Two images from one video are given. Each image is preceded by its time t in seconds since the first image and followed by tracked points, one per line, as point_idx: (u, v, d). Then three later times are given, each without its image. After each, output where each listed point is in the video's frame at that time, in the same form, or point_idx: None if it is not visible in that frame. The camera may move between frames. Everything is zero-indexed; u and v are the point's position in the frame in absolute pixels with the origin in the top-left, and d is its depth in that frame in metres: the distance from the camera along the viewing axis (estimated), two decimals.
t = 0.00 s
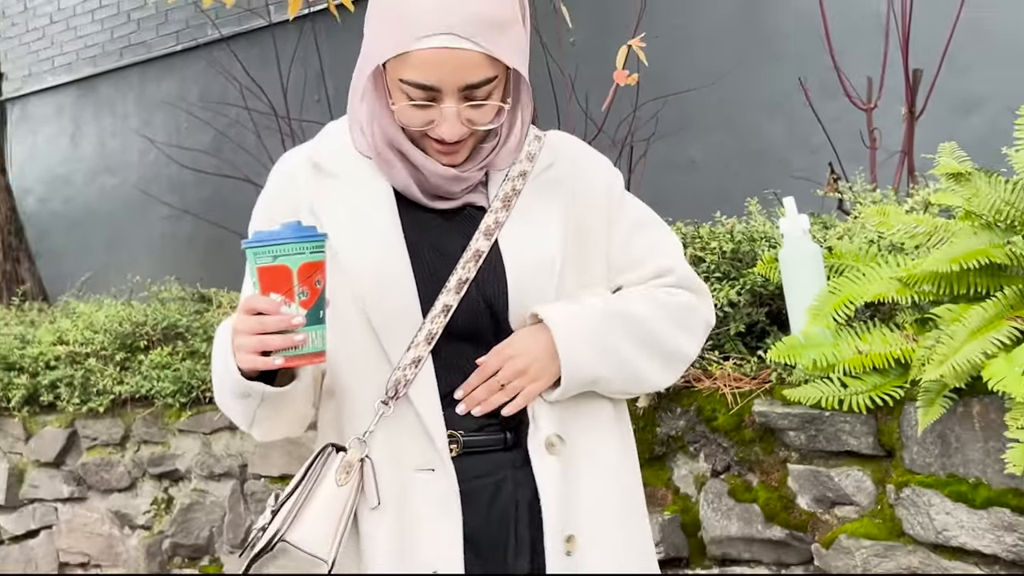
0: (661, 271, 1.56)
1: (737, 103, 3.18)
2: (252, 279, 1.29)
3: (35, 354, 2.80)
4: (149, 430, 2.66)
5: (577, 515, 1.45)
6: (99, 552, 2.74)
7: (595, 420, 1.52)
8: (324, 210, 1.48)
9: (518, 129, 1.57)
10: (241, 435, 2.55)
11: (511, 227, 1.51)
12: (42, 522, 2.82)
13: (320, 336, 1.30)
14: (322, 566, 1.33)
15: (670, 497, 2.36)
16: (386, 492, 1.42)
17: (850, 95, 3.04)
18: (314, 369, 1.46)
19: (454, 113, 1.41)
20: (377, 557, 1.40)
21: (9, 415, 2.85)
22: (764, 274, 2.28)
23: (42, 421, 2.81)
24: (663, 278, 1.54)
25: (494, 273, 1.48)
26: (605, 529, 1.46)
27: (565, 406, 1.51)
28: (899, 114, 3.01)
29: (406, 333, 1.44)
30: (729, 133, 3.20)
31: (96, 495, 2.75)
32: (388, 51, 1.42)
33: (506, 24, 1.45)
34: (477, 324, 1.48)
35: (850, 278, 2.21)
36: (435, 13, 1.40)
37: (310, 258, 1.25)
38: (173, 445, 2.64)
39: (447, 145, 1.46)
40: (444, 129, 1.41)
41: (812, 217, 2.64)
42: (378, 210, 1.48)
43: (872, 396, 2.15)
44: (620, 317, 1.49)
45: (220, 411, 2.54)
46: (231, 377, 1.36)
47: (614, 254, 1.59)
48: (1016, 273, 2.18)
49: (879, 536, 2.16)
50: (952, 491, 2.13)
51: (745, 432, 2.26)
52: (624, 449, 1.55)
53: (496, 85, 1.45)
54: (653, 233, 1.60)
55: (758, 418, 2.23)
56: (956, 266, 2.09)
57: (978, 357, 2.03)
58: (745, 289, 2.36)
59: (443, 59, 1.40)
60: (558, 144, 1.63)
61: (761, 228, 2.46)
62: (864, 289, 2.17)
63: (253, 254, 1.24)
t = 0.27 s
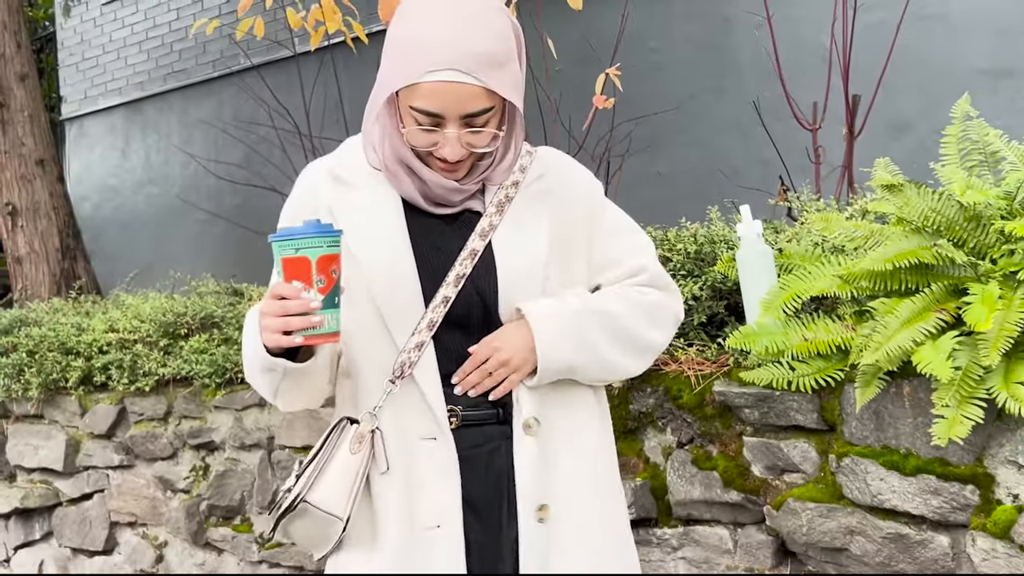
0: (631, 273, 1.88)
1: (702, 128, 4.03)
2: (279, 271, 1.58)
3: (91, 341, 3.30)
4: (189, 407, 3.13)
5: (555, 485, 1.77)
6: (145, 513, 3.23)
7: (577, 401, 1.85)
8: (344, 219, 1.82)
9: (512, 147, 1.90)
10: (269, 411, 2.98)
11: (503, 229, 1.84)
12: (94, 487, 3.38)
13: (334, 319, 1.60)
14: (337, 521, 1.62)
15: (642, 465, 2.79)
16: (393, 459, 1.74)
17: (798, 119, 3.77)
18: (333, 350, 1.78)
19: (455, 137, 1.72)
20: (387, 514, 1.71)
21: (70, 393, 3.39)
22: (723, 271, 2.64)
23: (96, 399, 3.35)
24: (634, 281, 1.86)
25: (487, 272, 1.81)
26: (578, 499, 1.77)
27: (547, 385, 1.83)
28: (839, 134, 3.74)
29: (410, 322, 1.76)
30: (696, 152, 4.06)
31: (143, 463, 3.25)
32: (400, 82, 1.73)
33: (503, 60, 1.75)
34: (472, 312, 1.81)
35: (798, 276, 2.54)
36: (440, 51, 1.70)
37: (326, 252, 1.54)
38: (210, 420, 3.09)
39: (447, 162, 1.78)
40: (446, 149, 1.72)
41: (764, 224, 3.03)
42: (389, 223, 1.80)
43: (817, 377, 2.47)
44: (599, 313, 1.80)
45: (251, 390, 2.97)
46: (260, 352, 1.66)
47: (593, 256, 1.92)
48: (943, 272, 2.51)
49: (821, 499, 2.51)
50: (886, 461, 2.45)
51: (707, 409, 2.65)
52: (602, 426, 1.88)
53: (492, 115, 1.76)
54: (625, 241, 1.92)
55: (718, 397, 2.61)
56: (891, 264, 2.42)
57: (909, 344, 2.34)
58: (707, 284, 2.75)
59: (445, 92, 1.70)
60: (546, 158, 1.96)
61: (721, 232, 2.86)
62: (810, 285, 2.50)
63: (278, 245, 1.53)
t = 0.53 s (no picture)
0: (617, 270, 1.84)
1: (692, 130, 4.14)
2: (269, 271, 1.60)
3: (89, 334, 3.35)
4: (185, 399, 3.17)
5: (539, 483, 1.74)
6: (142, 503, 3.28)
7: (559, 397, 1.82)
8: (336, 217, 1.81)
9: (501, 149, 1.90)
10: (263, 403, 3.03)
11: (493, 227, 1.83)
12: (93, 477, 3.43)
13: (324, 319, 1.62)
14: (330, 513, 1.68)
15: (630, 456, 2.86)
16: (383, 453, 1.74)
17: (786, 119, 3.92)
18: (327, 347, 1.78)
19: (445, 138, 1.71)
20: (376, 508, 1.72)
21: (68, 385, 3.44)
22: (710, 267, 2.71)
23: (94, 391, 3.40)
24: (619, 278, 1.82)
25: (477, 270, 1.80)
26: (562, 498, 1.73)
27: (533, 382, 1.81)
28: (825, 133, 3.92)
29: (401, 318, 1.75)
30: (685, 151, 4.27)
31: (140, 454, 3.29)
32: (390, 83, 1.72)
33: (491, 61, 1.73)
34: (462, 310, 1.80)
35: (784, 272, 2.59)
36: (428, 52, 1.68)
37: (317, 254, 1.56)
38: (206, 412, 3.14)
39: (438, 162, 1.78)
40: (435, 151, 1.71)
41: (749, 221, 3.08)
42: (380, 220, 1.80)
43: (802, 371, 2.53)
44: (582, 314, 1.76)
45: (247, 382, 3.02)
46: (254, 350, 1.69)
47: (582, 253, 1.90)
48: (926, 267, 2.55)
49: (806, 490, 2.58)
50: (869, 453, 2.50)
51: (694, 402, 2.73)
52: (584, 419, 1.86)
53: (482, 116, 1.75)
54: (614, 237, 1.88)
55: (705, 390, 2.69)
56: (877, 260, 2.47)
57: (892, 338, 2.38)
58: (694, 279, 2.81)
59: (433, 92, 1.68)
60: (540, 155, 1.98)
61: (709, 228, 2.92)
62: (796, 280, 2.54)
63: (268, 247, 1.55)
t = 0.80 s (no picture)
0: (607, 260, 1.87)
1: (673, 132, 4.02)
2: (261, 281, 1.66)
3: (88, 326, 3.42)
4: (182, 390, 3.24)
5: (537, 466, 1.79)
6: (140, 491, 3.36)
7: (553, 382, 1.86)
8: (329, 219, 1.86)
9: (487, 155, 1.93)
10: (259, 394, 3.10)
11: (482, 226, 1.86)
12: (92, 466, 3.50)
13: (314, 326, 1.69)
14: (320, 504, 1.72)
15: (616, 447, 2.95)
16: (375, 447, 1.80)
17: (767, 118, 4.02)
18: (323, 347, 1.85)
19: (432, 147, 1.73)
20: (367, 500, 1.78)
21: (68, 376, 3.51)
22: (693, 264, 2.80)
23: (93, 381, 3.47)
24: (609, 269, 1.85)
25: (467, 267, 1.84)
26: (558, 476, 1.78)
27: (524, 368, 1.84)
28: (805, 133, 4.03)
29: (392, 317, 1.80)
30: (672, 151, 4.39)
31: (138, 444, 3.37)
32: (375, 94, 1.73)
33: (473, 72, 1.73)
34: (452, 307, 1.84)
35: (765, 267, 2.68)
36: (416, 67, 1.69)
37: (305, 266, 1.61)
38: (202, 402, 3.20)
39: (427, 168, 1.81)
40: (423, 159, 1.73)
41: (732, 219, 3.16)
42: (372, 221, 1.84)
43: (782, 363, 2.62)
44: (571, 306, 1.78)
45: (243, 373, 3.09)
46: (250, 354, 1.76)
47: (571, 246, 1.92)
48: (901, 264, 2.64)
49: (785, 479, 2.67)
50: (847, 443, 2.58)
51: (677, 394, 2.82)
52: (579, 401, 1.90)
53: (468, 123, 1.76)
54: (604, 227, 1.90)
55: (688, 382, 2.78)
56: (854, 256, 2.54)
57: (869, 332, 2.46)
58: (678, 274, 2.92)
59: (421, 105, 1.69)
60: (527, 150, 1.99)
61: (692, 226, 3.01)
62: (776, 276, 2.63)
63: (258, 261, 1.60)
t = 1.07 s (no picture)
0: (597, 261, 1.89)
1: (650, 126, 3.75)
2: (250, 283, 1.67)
3: (79, 320, 3.44)
4: (173, 384, 3.26)
5: (529, 461, 1.82)
6: (131, 484, 3.38)
7: (548, 381, 1.90)
8: (321, 221, 1.88)
9: (476, 157, 1.93)
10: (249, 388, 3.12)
11: (473, 226, 1.88)
12: (83, 460, 3.52)
13: (302, 330, 1.70)
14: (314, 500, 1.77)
15: (602, 441, 2.98)
16: (369, 444, 1.83)
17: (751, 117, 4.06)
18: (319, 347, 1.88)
19: (421, 152, 1.76)
20: (361, 496, 1.81)
21: (59, 370, 3.53)
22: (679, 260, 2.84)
23: (84, 375, 3.49)
24: (598, 270, 1.88)
25: (459, 268, 1.87)
26: (553, 475, 1.81)
27: (520, 368, 1.88)
28: (790, 131, 4.08)
29: (384, 317, 1.83)
30: (659, 150, 4.42)
31: (128, 437, 3.39)
32: (364, 101, 1.74)
33: (459, 77, 1.75)
34: (446, 308, 1.86)
35: (749, 264, 2.73)
36: (404, 74, 1.70)
37: (294, 272, 1.62)
38: (192, 396, 3.23)
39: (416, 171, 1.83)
40: (412, 164, 1.76)
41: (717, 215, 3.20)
42: (365, 223, 1.86)
43: (766, 359, 2.65)
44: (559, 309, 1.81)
45: (233, 368, 3.12)
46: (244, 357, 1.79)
47: (562, 245, 1.94)
48: (884, 261, 2.68)
49: (768, 473, 2.70)
50: (829, 437, 2.62)
51: (663, 388, 2.86)
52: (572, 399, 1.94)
53: (456, 126, 1.78)
54: (593, 226, 1.92)
55: (673, 376, 2.81)
56: (837, 253, 2.59)
57: (852, 328, 2.50)
58: (664, 271, 2.96)
59: (409, 112, 1.71)
60: (517, 148, 2.01)
61: (678, 223, 3.05)
62: (760, 272, 2.68)
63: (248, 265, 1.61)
